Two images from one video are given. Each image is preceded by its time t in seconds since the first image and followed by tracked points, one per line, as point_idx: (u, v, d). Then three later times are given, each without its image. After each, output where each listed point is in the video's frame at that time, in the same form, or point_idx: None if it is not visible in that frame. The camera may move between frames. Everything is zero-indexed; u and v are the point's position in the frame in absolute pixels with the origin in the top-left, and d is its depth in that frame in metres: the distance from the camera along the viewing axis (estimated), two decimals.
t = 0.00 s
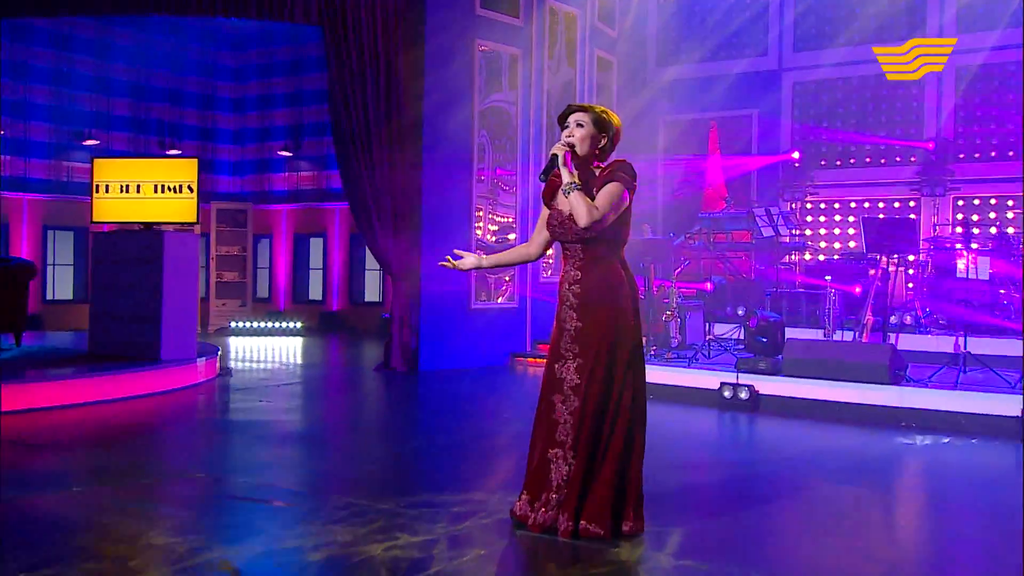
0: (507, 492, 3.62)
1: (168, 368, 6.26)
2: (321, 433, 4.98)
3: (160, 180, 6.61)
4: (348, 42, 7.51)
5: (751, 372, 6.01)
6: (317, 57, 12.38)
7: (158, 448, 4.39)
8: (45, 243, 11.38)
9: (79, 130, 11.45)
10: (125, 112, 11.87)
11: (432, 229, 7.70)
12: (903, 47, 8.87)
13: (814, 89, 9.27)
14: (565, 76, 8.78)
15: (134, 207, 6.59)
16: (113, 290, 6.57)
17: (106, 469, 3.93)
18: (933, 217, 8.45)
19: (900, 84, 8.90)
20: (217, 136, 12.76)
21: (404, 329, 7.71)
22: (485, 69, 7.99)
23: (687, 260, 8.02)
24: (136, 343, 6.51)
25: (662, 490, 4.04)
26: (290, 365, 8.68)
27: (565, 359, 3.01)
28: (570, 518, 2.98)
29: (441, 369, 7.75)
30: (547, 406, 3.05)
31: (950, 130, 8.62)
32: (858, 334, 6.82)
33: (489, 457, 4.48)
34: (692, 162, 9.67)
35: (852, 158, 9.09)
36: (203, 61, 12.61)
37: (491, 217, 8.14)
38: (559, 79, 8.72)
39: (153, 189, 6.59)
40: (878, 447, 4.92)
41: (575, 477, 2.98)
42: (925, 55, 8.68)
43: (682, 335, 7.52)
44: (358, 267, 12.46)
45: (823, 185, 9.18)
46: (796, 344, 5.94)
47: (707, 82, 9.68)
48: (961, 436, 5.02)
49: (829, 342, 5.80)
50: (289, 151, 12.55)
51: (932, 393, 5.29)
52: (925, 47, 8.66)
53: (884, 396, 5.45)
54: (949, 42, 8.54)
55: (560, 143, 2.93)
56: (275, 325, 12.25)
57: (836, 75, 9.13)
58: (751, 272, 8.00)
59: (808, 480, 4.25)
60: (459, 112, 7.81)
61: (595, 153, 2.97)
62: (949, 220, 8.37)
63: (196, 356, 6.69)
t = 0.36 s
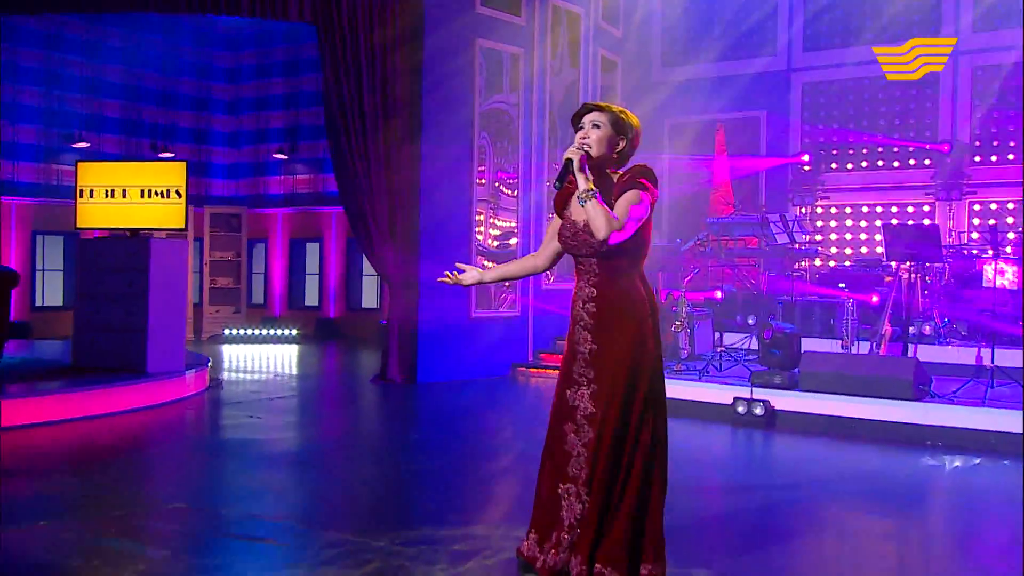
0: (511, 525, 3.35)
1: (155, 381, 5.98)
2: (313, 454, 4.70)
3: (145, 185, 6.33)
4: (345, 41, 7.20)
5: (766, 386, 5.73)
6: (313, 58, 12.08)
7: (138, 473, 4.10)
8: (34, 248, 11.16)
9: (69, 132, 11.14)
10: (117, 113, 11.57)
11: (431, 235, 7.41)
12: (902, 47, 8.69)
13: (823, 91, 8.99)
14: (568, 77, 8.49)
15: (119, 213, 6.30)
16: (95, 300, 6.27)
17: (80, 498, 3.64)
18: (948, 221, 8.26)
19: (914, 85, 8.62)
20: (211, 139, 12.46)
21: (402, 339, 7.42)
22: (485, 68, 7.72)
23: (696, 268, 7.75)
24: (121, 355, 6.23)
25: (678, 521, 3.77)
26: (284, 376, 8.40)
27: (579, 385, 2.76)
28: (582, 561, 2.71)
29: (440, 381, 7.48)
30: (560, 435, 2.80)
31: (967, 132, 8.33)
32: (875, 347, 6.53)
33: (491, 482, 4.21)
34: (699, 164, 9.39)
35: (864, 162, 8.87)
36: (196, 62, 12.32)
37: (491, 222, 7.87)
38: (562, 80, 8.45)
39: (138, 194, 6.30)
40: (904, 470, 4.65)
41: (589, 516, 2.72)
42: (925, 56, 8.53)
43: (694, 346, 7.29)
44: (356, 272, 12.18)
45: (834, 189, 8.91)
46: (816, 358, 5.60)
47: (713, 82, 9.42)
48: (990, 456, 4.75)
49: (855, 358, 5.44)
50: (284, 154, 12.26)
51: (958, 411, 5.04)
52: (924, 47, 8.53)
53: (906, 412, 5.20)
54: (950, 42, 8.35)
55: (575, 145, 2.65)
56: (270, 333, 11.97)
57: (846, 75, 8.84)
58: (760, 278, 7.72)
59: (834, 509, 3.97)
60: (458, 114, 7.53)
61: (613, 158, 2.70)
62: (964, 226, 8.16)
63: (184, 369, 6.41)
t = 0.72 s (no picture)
0: (499, 562, 3.09)
1: (114, 396, 5.65)
2: (281, 479, 4.40)
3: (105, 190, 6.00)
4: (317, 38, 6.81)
5: (757, 400, 5.52)
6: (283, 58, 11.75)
7: (92, 504, 3.78)
8: None
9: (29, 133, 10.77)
10: (79, 114, 11.09)
11: (405, 242, 7.13)
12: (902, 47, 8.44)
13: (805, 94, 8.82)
14: (547, 78, 8.25)
15: (77, 219, 5.97)
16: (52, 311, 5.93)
17: (25, 536, 3.31)
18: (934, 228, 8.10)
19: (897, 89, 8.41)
20: (177, 140, 12.08)
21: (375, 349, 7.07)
22: (461, 69, 7.45)
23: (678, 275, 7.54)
24: (79, 369, 5.89)
25: (675, 554, 3.51)
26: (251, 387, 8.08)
27: (580, 415, 2.50)
28: None
29: (415, 392, 7.20)
30: (560, 469, 2.54)
31: (949, 136, 8.14)
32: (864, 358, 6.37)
33: (473, 511, 3.93)
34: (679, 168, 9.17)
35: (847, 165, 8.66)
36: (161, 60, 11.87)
37: (469, 227, 7.62)
38: (540, 82, 8.21)
39: (97, 199, 5.97)
40: (906, 492, 4.42)
41: (592, 560, 2.45)
42: (925, 55, 8.27)
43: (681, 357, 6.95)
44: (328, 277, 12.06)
45: (816, 194, 8.73)
46: (810, 372, 5.39)
47: (694, 86, 9.26)
48: (996, 476, 4.54)
49: (844, 370, 5.26)
50: (252, 157, 11.91)
51: (960, 427, 4.85)
52: (925, 47, 8.26)
53: (904, 429, 5.01)
54: (951, 42, 8.10)
55: (577, 151, 2.41)
56: (237, 340, 11.63)
57: (829, 79, 8.67)
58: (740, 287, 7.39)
59: (838, 538, 3.73)
60: (433, 116, 7.26)
61: (617, 164, 2.45)
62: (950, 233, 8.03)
63: (145, 383, 6.07)
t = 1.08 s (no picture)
0: None
1: (60, 413, 5.32)
2: (242, 504, 4.13)
3: (49, 193, 5.67)
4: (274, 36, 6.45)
5: (735, 412, 5.36)
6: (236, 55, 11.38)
7: (36, 537, 3.48)
8: None
9: None
10: (21, 113, 10.53)
11: (368, 248, 6.87)
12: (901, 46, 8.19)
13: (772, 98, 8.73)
14: (512, 79, 8.05)
15: (19, 224, 5.62)
16: None
17: None
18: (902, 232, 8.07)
19: (864, 92, 8.32)
20: (125, 141, 11.58)
21: (337, 358, 6.81)
22: (424, 69, 7.21)
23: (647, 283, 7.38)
24: (21, 384, 5.54)
25: None
26: (205, 398, 7.76)
27: (581, 446, 2.28)
28: None
29: (379, 403, 6.96)
30: (559, 505, 2.32)
31: (917, 141, 8.07)
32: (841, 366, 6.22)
33: (450, 538, 3.70)
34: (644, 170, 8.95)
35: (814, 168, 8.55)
36: (108, 58, 11.38)
37: (434, 231, 7.40)
38: (505, 82, 8.00)
39: (41, 203, 5.63)
40: (894, 510, 4.28)
41: None
42: (925, 56, 8.04)
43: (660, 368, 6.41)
44: (283, 283, 11.74)
45: (783, 197, 8.63)
46: (787, 383, 5.20)
47: (659, 87, 9.12)
48: (982, 491, 4.43)
49: (829, 380, 5.05)
50: (204, 158, 11.51)
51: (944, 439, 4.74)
52: (925, 47, 8.04)
53: (889, 442, 4.84)
54: (950, 42, 7.88)
55: (581, 157, 2.19)
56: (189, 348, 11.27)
57: (797, 82, 8.57)
58: (700, 299, 7.13)
59: (834, 563, 3.57)
60: (396, 117, 7.01)
61: (623, 172, 2.24)
62: (918, 238, 8.00)
63: (93, 398, 5.75)
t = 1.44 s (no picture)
0: None
1: None
2: (192, 526, 3.91)
3: None
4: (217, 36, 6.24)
5: (698, 420, 5.26)
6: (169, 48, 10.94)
7: None
8: None
9: None
10: None
11: (316, 251, 6.64)
12: (902, 47, 7.98)
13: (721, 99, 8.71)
14: (461, 77, 7.91)
15: None
16: None
17: None
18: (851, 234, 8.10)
19: (813, 93, 8.31)
20: (52, 136, 11.11)
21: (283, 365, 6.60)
22: (373, 67, 7.00)
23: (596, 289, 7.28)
24: None
25: None
26: (141, 407, 7.44)
27: (582, 471, 2.14)
28: None
29: (327, 412, 6.73)
30: (558, 532, 2.17)
31: (866, 141, 8.12)
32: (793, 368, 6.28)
33: (417, 559, 3.55)
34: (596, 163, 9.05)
35: (764, 171, 8.51)
36: (34, 50, 10.82)
37: (387, 232, 7.19)
38: (455, 80, 7.85)
39: None
40: (863, 519, 4.22)
41: None
42: (926, 56, 7.83)
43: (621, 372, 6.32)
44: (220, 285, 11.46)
45: (733, 199, 8.60)
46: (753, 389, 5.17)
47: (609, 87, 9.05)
48: (947, 501, 4.38)
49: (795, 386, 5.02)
50: (137, 156, 11.06)
51: (909, 445, 4.70)
52: (926, 46, 7.83)
53: (855, 449, 4.82)
54: (951, 42, 7.70)
55: (583, 163, 2.04)
56: (121, 352, 10.87)
57: (747, 84, 8.55)
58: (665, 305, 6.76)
59: None
60: (344, 115, 6.78)
61: (628, 178, 2.10)
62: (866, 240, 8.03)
63: (25, 409, 5.44)
